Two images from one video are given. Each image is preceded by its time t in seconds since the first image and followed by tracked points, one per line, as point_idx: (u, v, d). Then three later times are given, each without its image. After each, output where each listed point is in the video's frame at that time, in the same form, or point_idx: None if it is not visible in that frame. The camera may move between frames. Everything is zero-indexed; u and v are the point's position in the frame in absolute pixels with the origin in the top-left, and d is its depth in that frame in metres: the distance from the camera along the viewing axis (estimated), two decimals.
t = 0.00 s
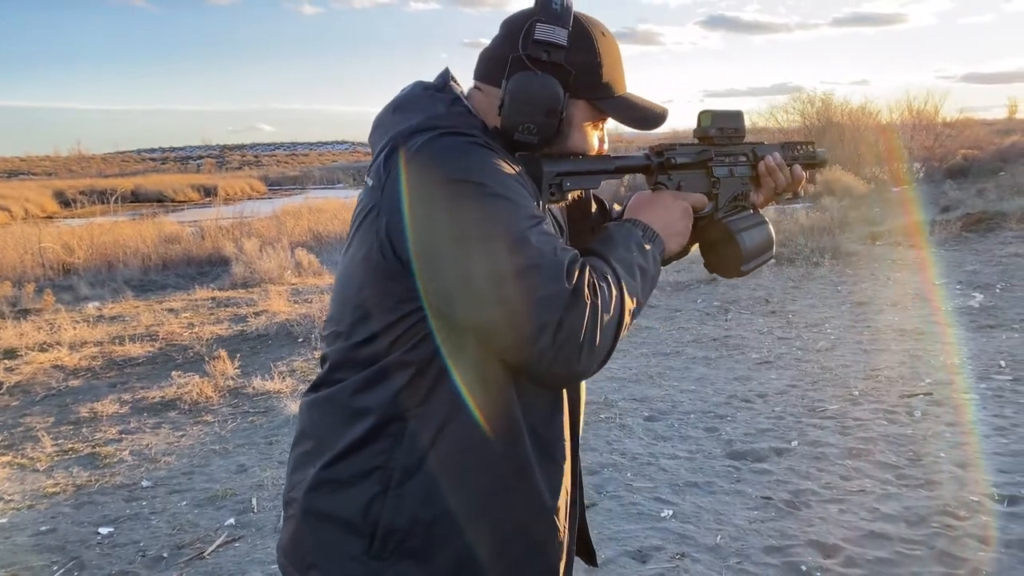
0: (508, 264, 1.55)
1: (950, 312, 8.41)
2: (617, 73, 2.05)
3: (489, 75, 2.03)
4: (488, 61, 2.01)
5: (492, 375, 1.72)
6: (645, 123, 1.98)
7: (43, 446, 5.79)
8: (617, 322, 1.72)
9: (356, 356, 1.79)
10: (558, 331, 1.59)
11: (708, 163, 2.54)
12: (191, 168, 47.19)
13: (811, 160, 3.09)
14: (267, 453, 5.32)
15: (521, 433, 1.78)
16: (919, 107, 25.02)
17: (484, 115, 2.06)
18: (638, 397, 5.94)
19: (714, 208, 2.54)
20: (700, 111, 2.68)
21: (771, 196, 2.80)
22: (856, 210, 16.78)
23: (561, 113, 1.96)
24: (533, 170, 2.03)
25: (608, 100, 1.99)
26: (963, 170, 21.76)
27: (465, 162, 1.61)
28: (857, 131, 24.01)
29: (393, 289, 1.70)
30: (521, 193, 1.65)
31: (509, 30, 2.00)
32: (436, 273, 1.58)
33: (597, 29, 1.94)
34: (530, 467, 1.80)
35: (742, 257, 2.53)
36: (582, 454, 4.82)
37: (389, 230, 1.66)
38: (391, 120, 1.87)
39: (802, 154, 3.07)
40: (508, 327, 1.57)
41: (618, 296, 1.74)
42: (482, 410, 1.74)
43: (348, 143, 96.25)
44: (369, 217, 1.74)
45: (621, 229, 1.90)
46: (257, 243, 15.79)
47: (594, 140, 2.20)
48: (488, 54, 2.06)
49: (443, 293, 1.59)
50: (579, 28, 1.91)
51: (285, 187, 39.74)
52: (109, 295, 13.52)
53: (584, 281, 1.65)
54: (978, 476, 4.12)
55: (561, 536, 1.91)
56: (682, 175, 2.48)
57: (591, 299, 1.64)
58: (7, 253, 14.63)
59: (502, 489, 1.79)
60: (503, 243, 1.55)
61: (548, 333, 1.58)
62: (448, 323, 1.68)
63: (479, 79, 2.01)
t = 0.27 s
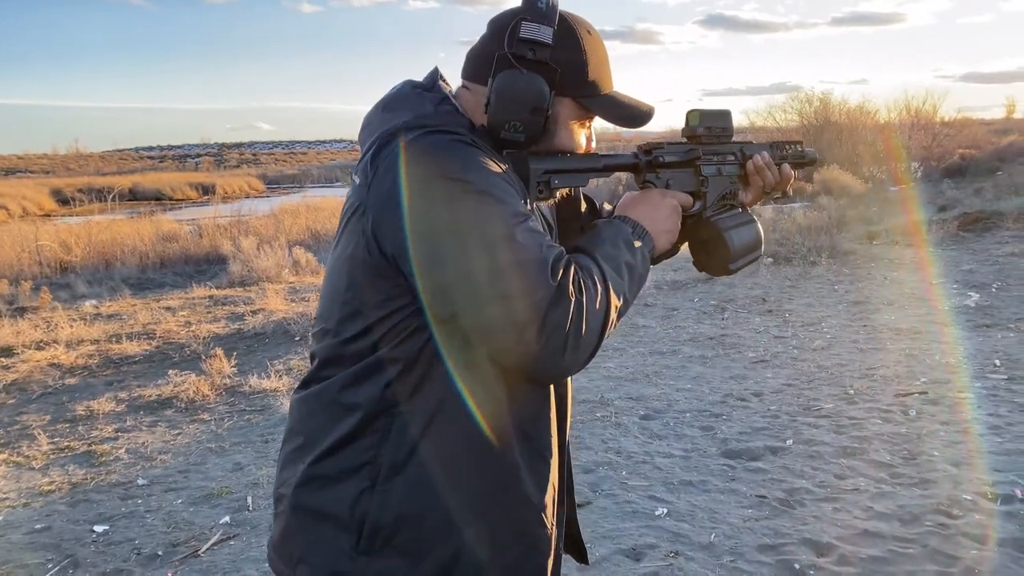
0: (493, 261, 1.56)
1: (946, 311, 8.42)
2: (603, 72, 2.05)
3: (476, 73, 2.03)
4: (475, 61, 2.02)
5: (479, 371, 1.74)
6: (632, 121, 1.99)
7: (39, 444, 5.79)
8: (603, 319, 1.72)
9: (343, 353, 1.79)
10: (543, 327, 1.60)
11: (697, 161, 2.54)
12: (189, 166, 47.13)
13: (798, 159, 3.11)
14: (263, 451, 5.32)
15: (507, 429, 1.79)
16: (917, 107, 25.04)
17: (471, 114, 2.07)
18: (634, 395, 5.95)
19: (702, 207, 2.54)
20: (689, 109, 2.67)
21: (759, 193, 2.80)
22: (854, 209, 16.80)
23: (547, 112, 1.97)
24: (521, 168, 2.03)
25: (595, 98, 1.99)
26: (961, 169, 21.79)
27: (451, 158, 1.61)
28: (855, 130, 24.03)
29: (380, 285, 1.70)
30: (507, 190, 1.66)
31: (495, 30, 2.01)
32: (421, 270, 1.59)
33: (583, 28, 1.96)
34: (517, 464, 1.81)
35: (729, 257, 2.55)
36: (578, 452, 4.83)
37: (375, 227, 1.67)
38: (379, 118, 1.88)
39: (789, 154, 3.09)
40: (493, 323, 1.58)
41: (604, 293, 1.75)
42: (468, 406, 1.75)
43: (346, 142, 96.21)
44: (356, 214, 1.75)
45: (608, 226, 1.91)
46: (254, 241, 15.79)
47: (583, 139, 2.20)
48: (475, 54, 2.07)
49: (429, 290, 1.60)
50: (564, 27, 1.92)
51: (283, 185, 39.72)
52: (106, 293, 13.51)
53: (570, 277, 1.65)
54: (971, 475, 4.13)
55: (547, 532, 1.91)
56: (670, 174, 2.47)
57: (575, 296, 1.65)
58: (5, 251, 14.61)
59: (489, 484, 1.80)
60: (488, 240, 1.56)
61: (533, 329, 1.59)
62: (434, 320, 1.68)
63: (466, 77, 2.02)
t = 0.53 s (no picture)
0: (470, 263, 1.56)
1: (940, 312, 8.45)
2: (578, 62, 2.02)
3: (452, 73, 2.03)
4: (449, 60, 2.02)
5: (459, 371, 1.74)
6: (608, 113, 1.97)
7: (33, 444, 5.77)
8: (583, 317, 1.73)
9: (325, 356, 1.80)
10: (521, 327, 1.60)
11: (679, 162, 2.53)
12: (186, 165, 47.03)
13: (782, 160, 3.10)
14: (258, 452, 5.31)
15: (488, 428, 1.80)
16: (913, 108, 25.10)
17: (448, 114, 2.06)
18: (629, 396, 5.96)
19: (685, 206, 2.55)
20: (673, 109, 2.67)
21: (743, 193, 2.86)
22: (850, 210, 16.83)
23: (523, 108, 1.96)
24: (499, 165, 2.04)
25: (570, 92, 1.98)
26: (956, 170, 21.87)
27: (425, 161, 1.61)
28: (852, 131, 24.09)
29: (359, 288, 1.70)
30: (485, 192, 1.66)
31: (468, 29, 2.00)
32: (398, 273, 1.59)
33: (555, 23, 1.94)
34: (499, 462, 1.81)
35: (709, 257, 2.59)
36: (572, 453, 4.83)
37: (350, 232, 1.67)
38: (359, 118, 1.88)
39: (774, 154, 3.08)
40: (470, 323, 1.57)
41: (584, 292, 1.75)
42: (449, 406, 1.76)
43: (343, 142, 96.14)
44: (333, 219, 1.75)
45: (591, 227, 1.91)
46: (251, 241, 15.76)
47: (564, 136, 2.20)
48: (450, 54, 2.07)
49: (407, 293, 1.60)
50: (535, 23, 1.91)
51: (280, 185, 39.66)
52: (102, 292, 13.48)
53: (547, 277, 1.65)
54: (965, 476, 4.14)
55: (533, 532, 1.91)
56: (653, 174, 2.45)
57: (553, 295, 1.66)
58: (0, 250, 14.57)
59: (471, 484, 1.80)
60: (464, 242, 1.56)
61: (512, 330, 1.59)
62: (414, 322, 1.68)
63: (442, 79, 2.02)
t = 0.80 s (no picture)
0: (453, 261, 1.56)
1: (941, 309, 8.46)
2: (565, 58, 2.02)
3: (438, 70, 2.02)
4: (432, 58, 2.02)
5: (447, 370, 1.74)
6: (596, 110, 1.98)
7: (35, 442, 5.79)
8: (572, 313, 1.72)
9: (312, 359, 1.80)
10: (507, 325, 1.60)
11: (673, 152, 2.51)
12: (187, 164, 47.07)
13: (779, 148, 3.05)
14: (259, 450, 5.33)
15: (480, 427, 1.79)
16: (914, 105, 25.08)
17: (433, 112, 2.04)
18: (630, 393, 5.96)
19: (680, 197, 2.54)
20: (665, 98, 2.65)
21: (740, 182, 2.83)
22: (851, 208, 16.84)
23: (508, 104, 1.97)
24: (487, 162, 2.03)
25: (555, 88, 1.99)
26: (958, 168, 21.86)
27: (406, 161, 1.62)
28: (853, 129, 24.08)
29: (345, 290, 1.71)
30: (468, 191, 1.66)
31: (451, 28, 2.01)
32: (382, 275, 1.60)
33: (540, 18, 1.96)
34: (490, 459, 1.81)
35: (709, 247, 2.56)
36: (573, 450, 4.84)
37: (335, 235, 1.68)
38: (343, 121, 1.89)
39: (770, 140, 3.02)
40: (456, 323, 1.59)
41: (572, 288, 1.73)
42: (439, 407, 1.75)
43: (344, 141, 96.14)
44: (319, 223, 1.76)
45: (583, 218, 1.89)
46: (252, 240, 15.78)
47: (553, 130, 2.19)
48: (435, 53, 2.08)
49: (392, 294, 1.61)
50: (520, 19, 1.92)
51: (281, 184, 39.69)
52: (104, 291, 13.50)
53: (532, 274, 1.65)
54: (965, 472, 4.15)
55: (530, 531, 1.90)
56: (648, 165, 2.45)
57: (540, 292, 1.65)
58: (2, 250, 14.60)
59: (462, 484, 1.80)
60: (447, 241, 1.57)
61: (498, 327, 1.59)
62: (402, 323, 1.69)
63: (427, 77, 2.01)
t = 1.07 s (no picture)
0: (432, 254, 1.58)
1: (936, 307, 8.48)
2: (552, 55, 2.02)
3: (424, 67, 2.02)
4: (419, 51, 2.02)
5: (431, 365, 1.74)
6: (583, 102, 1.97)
7: (30, 440, 5.78)
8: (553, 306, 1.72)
9: (299, 352, 1.82)
10: (486, 319, 1.61)
11: (658, 139, 2.51)
12: (184, 163, 47.00)
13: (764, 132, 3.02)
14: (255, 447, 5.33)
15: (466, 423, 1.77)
16: (910, 104, 25.12)
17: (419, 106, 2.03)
18: (625, 391, 5.97)
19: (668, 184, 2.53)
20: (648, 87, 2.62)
21: (725, 167, 2.81)
22: (847, 206, 16.87)
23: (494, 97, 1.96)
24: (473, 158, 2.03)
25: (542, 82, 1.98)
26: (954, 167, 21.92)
27: (385, 154, 1.62)
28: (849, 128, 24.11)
29: (329, 283, 1.72)
30: (449, 185, 1.67)
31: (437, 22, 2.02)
32: (362, 268, 1.60)
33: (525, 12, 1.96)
34: (478, 455, 1.78)
35: (699, 234, 2.58)
36: (569, 447, 4.85)
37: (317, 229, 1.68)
38: (327, 114, 1.90)
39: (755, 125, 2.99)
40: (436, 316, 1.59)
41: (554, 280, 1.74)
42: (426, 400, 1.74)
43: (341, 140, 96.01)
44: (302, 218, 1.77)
45: (565, 208, 1.90)
46: (249, 239, 15.77)
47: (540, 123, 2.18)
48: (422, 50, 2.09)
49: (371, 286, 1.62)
50: (505, 12, 1.93)
51: (278, 183, 39.64)
52: (100, 290, 13.48)
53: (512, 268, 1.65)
54: (958, 469, 4.17)
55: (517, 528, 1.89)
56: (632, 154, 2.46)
57: (521, 285, 1.66)
58: None
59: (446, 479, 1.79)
60: (426, 234, 1.58)
61: (476, 319, 1.61)
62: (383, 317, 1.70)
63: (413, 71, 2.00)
